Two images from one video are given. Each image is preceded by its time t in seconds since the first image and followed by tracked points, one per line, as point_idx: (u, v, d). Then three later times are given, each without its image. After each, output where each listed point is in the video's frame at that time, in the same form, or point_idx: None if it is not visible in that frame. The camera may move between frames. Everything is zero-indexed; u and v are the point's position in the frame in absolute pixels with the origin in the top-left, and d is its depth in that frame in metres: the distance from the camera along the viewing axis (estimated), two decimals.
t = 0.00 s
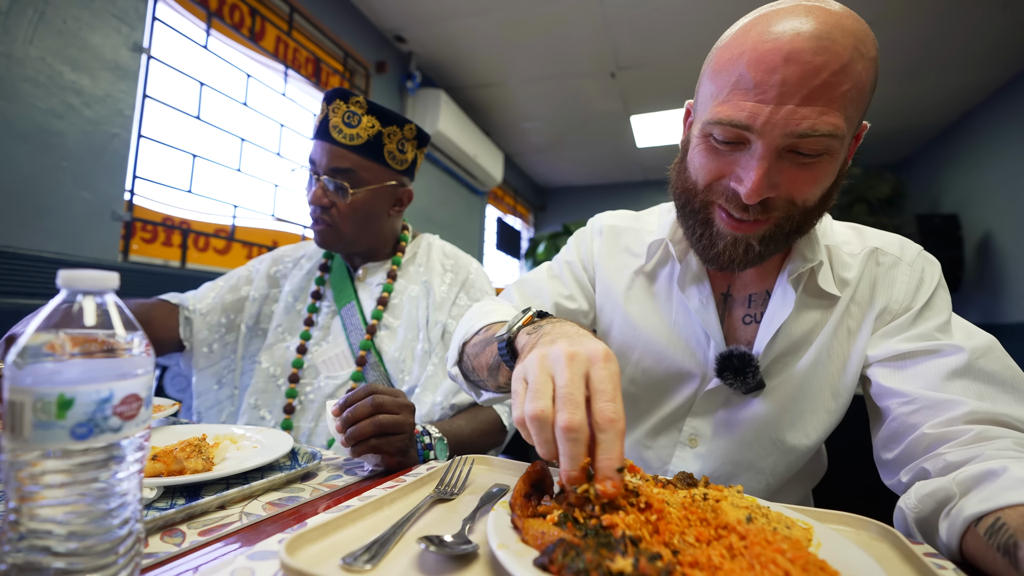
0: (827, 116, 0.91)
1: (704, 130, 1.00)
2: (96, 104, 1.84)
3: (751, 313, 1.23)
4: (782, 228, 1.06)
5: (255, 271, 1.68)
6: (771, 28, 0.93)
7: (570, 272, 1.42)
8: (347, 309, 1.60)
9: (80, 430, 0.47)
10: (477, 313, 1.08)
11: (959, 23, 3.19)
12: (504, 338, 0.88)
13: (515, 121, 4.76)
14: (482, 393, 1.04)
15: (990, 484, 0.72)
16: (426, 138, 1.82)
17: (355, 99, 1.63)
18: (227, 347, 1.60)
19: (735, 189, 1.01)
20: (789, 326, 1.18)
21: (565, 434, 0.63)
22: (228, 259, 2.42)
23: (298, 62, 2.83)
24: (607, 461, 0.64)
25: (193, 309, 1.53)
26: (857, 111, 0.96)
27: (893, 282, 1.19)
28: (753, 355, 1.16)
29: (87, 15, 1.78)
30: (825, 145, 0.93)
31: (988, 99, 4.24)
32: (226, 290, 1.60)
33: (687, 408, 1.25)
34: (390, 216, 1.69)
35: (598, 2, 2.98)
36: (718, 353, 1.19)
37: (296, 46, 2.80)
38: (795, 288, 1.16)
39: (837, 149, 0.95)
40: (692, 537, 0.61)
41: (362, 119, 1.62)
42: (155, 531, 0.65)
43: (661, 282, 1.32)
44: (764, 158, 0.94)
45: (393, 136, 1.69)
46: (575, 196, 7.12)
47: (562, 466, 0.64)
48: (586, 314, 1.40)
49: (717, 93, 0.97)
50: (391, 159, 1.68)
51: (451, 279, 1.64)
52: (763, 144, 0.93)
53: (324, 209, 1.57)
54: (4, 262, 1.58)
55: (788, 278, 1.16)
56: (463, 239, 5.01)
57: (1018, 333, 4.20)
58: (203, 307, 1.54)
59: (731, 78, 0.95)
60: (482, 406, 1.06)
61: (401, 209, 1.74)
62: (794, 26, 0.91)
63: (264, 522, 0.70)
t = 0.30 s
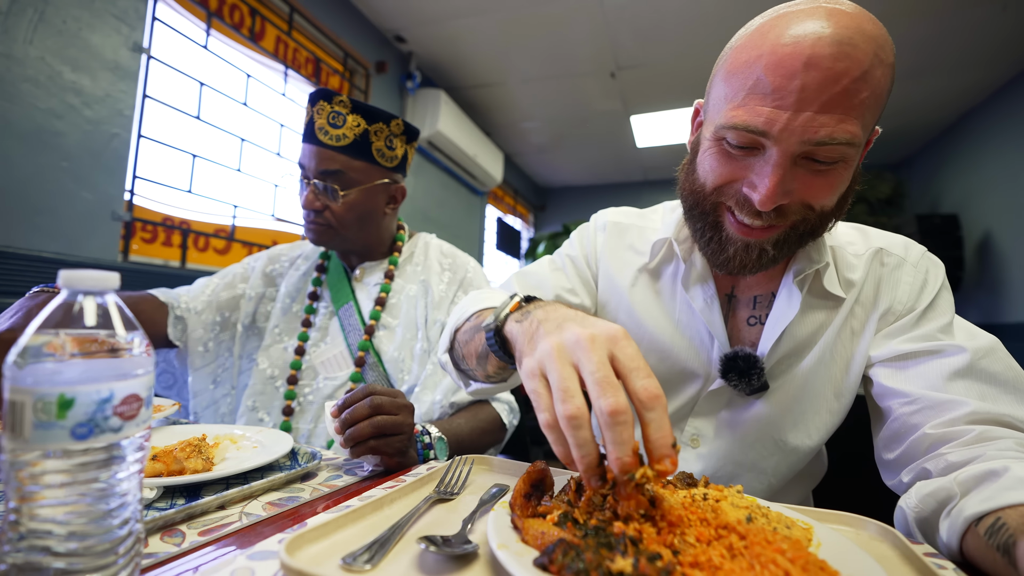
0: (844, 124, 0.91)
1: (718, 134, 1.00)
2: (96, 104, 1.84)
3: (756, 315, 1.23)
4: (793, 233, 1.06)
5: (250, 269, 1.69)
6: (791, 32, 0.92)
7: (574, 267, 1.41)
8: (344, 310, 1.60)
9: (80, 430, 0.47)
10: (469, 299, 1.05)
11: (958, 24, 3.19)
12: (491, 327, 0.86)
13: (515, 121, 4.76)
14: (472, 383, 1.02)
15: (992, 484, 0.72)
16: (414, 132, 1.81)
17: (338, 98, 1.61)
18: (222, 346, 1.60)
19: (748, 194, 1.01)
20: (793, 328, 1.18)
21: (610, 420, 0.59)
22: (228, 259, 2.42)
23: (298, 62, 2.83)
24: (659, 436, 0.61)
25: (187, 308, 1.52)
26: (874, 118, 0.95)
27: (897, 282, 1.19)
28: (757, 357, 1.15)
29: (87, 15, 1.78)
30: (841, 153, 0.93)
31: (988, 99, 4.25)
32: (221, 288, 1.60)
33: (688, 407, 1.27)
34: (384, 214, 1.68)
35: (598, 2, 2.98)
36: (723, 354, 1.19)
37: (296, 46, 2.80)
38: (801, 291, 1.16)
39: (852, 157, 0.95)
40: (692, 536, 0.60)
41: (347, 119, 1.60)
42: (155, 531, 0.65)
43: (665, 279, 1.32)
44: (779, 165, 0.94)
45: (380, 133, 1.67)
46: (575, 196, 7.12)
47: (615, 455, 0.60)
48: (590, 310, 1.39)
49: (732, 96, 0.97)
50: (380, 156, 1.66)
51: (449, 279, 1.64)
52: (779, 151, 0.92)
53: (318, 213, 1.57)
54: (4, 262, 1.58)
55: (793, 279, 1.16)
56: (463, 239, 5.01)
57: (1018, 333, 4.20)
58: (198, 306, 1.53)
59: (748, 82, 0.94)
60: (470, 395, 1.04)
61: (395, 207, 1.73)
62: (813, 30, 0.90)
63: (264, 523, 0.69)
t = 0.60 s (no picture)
0: (852, 129, 0.90)
1: (725, 136, 0.99)
2: (96, 104, 1.84)
3: (756, 315, 1.23)
4: (796, 237, 1.07)
5: (244, 277, 1.69)
6: (803, 34, 0.91)
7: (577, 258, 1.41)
8: (341, 311, 1.60)
9: (81, 430, 0.47)
10: (478, 279, 1.07)
11: (958, 24, 3.19)
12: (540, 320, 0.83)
13: (515, 121, 4.76)
14: (472, 363, 1.04)
15: (991, 484, 0.72)
16: (405, 126, 1.81)
17: (327, 94, 1.61)
18: (219, 353, 1.62)
19: (754, 197, 1.01)
20: (794, 329, 1.18)
21: (656, 461, 0.58)
22: (228, 259, 2.42)
23: (298, 62, 2.83)
24: (689, 487, 0.60)
25: (183, 317, 1.55)
26: (882, 123, 0.95)
27: (898, 284, 1.19)
28: (758, 356, 1.16)
29: (87, 15, 1.78)
30: (848, 159, 0.93)
31: (988, 99, 4.24)
32: (216, 297, 1.62)
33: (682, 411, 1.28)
34: (377, 211, 1.69)
35: (598, 2, 2.98)
36: (723, 353, 1.20)
37: (296, 46, 2.80)
38: (801, 290, 1.16)
39: (858, 163, 0.95)
40: (692, 536, 0.60)
41: (336, 114, 1.60)
42: (155, 530, 0.65)
43: (668, 275, 1.32)
44: (785, 170, 0.94)
45: (371, 128, 1.67)
46: (575, 196, 7.12)
47: (645, 492, 0.59)
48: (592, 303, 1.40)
49: (741, 99, 0.96)
50: (372, 151, 1.67)
51: (448, 277, 1.64)
52: (787, 155, 0.92)
53: (311, 210, 1.57)
54: (4, 261, 1.58)
55: (794, 279, 1.16)
56: (463, 239, 5.01)
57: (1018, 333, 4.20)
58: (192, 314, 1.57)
59: (758, 84, 0.93)
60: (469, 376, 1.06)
61: (388, 203, 1.73)
62: (824, 34, 0.90)
63: (262, 523, 0.69)
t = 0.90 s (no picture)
0: (872, 130, 0.91)
1: (742, 132, 0.99)
2: (96, 103, 1.84)
3: (762, 316, 1.23)
4: (807, 238, 1.07)
5: (240, 290, 1.70)
6: (826, 32, 0.91)
7: (581, 253, 1.40)
8: (336, 313, 1.59)
9: (80, 430, 0.47)
10: (473, 275, 1.08)
11: (957, 24, 3.19)
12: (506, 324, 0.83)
13: (515, 121, 4.76)
14: (463, 360, 1.03)
15: (993, 484, 0.72)
16: (396, 127, 1.81)
17: (317, 96, 1.62)
18: (226, 368, 1.62)
19: (768, 196, 1.01)
20: (800, 330, 1.18)
21: (636, 457, 0.54)
22: (228, 259, 2.42)
23: (298, 62, 2.83)
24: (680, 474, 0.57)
25: (186, 335, 1.59)
26: (899, 125, 0.96)
27: (903, 285, 1.19)
28: (764, 357, 1.16)
29: (87, 15, 1.78)
30: (865, 159, 0.93)
31: (989, 99, 4.24)
32: (214, 312, 1.64)
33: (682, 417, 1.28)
34: (369, 212, 1.68)
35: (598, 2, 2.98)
36: (728, 353, 1.21)
37: (296, 46, 2.80)
38: (809, 291, 1.16)
39: (874, 164, 0.96)
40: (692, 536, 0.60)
41: (327, 116, 1.60)
42: (155, 530, 0.65)
43: (675, 273, 1.32)
44: (803, 169, 0.94)
45: (362, 129, 1.67)
46: (575, 196, 7.11)
47: (633, 493, 0.55)
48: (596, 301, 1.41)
49: (760, 95, 0.96)
50: (363, 153, 1.66)
51: (443, 277, 1.64)
52: (805, 154, 0.92)
53: (301, 212, 1.56)
54: (4, 262, 1.58)
55: (801, 279, 1.15)
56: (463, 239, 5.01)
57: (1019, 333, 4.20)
58: (196, 330, 1.60)
59: (779, 80, 0.93)
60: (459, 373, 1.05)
61: (381, 205, 1.73)
62: (850, 33, 0.90)
63: (263, 523, 0.69)
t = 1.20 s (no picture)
0: (880, 133, 0.90)
1: (749, 133, 0.99)
2: (96, 104, 1.84)
3: (763, 317, 1.24)
4: (811, 240, 1.07)
5: (236, 293, 1.70)
6: (835, 32, 0.91)
7: (580, 254, 1.40)
8: (333, 313, 1.59)
9: (80, 430, 0.47)
10: (470, 272, 1.07)
11: (957, 24, 3.20)
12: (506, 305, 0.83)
13: (515, 121, 4.76)
14: (462, 358, 1.03)
15: (993, 484, 0.72)
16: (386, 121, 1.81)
17: (309, 92, 1.60)
18: (222, 371, 1.62)
19: (774, 197, 1.01)
20: (801, 331, 1.18)
21: (634, 435, 0.54)
22: (228, 259, 2.42)
23: (298, 62, 2.83)
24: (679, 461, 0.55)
25: (182, 338, 1.58)
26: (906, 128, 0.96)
27: (905, 286, 1.19)
28: (767, 359, 1.16)
29: (87, 15, 1.78)
30: (873, 161, 0.93)
31: (989, 99, 4.24)
32: (211, 314, 1.64)
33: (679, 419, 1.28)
34: (367, 205, 1.68)
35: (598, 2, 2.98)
36: (729, 355, 1.20)
37: (296, 46, 2.80)
38: (810, 292, 1.16)
39: (880, 167, 0.96)
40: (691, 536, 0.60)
41: (321, 111, 1.59)
42: (155, 531, 0.65)
43: (676, 274, 1.32)
44: (810, 170, 0.93)
45: (356, 122, 1.67)
46: (575, 196, 7.12)
47: (632, 474, 0.54)
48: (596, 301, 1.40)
49: (768, 95, 0.96)
50: (358, 146, 1.66)
51: (438, 274, 1.63)
52: (812, 155, 0.92)
53: (304, 207, 1.56)
54: (4, 262, 1.58)
55: (802, 279, 1.15)
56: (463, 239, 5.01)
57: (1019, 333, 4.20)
58: (191, 334, 1.59)
59: (787, 80, 0.93)
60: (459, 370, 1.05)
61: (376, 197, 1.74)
62: (861, 34, 0.89)
63: (264, 523, 0.69)
